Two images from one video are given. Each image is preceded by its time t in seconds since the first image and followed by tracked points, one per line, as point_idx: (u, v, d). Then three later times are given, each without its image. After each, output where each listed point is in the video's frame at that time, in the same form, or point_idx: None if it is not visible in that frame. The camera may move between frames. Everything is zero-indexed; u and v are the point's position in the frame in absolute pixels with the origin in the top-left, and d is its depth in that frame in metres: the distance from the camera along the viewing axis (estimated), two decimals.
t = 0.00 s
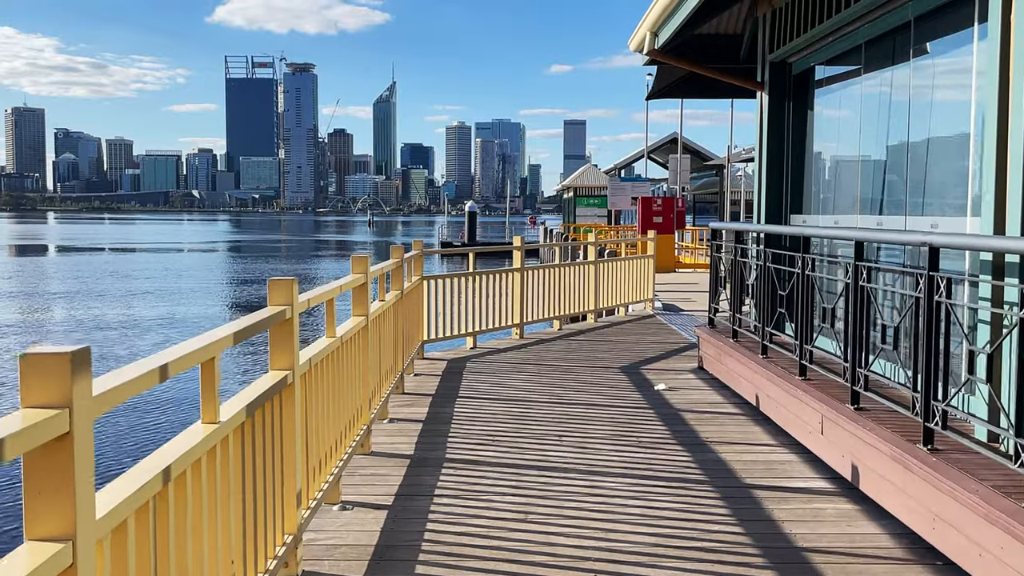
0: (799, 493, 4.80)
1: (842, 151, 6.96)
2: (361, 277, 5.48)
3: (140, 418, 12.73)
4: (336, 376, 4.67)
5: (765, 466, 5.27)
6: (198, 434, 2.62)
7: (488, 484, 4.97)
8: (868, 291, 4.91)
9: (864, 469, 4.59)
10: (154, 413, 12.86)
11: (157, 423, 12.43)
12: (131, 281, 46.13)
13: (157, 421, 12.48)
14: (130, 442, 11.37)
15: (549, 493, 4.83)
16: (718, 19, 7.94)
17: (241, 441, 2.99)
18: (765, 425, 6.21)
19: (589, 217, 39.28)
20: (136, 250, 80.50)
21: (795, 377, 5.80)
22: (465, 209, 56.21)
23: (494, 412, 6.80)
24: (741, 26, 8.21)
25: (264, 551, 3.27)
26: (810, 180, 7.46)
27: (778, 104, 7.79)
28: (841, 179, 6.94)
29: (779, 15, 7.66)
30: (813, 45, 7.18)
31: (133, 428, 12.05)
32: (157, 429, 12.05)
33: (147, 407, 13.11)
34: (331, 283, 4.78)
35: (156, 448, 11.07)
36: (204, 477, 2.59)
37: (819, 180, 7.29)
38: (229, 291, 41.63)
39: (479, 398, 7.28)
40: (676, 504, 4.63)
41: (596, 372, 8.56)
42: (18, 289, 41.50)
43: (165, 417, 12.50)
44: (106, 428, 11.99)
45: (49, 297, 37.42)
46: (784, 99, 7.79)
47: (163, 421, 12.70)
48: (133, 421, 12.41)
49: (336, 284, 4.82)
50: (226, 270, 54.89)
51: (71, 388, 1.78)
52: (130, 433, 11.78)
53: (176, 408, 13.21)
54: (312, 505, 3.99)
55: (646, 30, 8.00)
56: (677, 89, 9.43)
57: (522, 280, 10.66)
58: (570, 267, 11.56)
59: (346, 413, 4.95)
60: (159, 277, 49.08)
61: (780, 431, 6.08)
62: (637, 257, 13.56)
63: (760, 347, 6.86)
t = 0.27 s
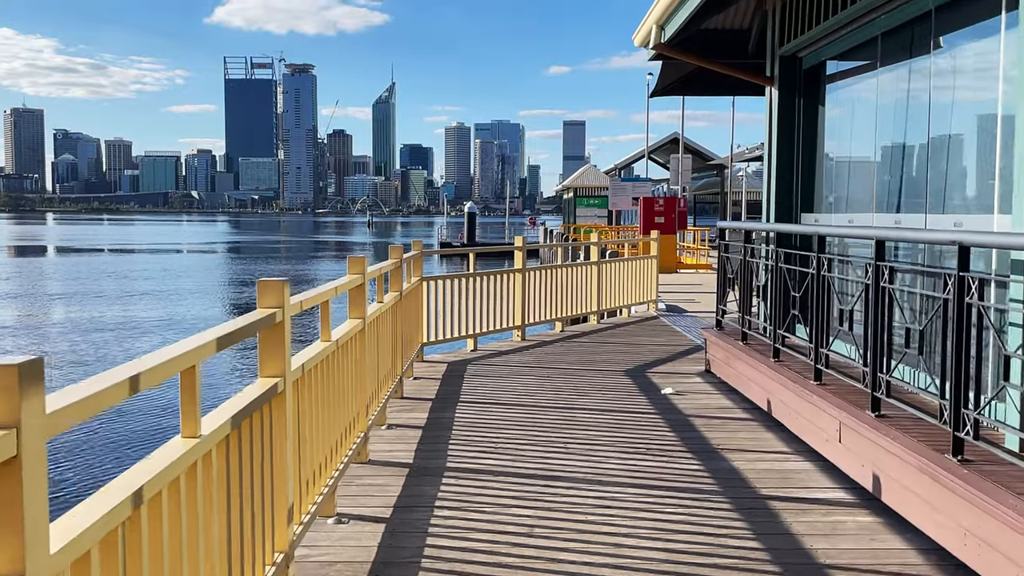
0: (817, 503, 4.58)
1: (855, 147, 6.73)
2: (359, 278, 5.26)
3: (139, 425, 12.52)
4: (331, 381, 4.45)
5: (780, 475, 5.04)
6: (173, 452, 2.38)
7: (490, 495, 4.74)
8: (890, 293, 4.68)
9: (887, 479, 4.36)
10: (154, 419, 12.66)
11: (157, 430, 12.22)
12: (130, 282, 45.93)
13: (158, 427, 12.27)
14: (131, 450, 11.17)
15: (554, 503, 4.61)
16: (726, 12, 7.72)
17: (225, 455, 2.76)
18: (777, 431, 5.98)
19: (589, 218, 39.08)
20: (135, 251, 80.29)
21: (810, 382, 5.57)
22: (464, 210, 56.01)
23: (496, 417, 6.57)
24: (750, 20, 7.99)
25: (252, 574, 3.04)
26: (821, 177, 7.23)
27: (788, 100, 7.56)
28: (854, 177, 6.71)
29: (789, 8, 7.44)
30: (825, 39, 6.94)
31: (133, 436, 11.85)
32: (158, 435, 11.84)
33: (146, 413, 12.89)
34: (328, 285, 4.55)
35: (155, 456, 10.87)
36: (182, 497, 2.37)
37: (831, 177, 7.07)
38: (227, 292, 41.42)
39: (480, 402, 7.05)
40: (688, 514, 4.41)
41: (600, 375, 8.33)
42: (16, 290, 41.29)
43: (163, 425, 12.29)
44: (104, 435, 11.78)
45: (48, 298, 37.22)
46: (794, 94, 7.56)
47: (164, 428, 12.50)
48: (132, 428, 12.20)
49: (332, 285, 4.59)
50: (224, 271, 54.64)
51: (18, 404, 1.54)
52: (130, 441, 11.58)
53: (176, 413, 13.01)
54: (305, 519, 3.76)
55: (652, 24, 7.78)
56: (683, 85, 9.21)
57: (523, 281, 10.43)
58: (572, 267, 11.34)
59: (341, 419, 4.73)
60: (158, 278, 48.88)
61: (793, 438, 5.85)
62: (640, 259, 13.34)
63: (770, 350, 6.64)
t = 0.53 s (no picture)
0: (835, 523, 4.33)
1: (868, 148, 6.48)
2: (352, 284, 5.01)
3: (135, 434, 12.27)
4: (321, 396, 4.19)
5: (795, 493, 4.78)
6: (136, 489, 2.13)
7: (490, 515, 4.49)
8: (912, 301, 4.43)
9: (910, 499, 4.12)
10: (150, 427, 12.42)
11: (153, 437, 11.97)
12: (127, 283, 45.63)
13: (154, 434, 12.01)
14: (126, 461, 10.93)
15: (558, 524, 4.36)
16: (733, 8, 7.47)
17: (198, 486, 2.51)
18: (789, 444, 5.73)
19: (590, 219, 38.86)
20: (133, 252, 80.02)
21: (825, 393, 5.32)
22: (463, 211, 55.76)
23: (496, 428, 6.33)
24: (757, 16, 7.75)
25: None
26: (832, 178, 6.99)
27: (797, 98, 7.32)
28: (867, 178, 6.47)
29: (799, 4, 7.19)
30: (836, 35, 6.69)
31: (128, 446, 11.62)
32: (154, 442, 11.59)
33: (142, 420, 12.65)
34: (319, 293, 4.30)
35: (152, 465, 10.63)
36: (145, 539, 2.12)
37: (842, 178, 6.82)
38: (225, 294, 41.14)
39: (479, 412, 6.80)
40: (700, 536, 4.16)
41: (603, 382, 8.08)
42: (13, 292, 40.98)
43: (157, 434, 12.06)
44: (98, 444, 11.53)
45: (45, 300, 36.96)
46: (803, 93, 7.31)
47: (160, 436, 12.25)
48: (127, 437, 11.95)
49: (321, 292, 4.34)
50: (222, 272, 54.37)
51: None
52: (125, 452, 11.35)
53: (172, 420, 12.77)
54: (291, 545, 3.52)
55: (657, 20, 7.53)
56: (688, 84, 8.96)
57: (524, 285, 10.19)
58: (573, 270, 11.09)
59: (332, 435, 4.48)
60: (157, 279, 48.64)
61: (806, 451, 5.60)
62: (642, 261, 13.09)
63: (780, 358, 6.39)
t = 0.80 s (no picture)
0: (858, 542, 4.10)
1: (885, 146, 6.24)
2: (348, 289, 4.77)
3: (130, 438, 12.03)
4: (313, 408, 3.96)
5: (812, 508, 4.55)
6: (94, 527, 1.87)
7: (492, 532, 4.25)
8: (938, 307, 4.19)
9: (940, 516, 3.88)
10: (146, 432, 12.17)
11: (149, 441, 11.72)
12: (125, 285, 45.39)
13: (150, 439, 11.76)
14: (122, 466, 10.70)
15: (564, 542, 4.12)
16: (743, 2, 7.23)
17: (174, 517, 2.27)
18: (804, 454, 5.49)
19: (590, 219, 38.64)
20: (131, 253, 79.76)
21: (842, 403, 5.09)
22: (463, 211, 55.53)
23: (497, 436, 6.09)
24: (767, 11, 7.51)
25: None
26: (845, 178, 6.75)
27: (808, 94, 7.08)
28: (883, 177, 6.23)
29: None
30: (850, 28, 6.46)
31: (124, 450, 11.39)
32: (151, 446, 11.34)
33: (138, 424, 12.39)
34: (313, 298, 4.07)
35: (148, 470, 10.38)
36: None
37: (855, 177, 6.59)
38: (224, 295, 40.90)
39: (481, 419, 6.57)
40: (716, 556, 3.93)
41: (607, 388, 7.85)
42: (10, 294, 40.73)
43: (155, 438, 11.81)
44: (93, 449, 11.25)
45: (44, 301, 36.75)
46: (815, 90, 7.08)
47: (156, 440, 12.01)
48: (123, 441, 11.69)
49: (315, 298, 4.10)
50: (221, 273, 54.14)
51: None
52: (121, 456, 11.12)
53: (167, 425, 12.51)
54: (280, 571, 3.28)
55: (664, 14, 7.30)
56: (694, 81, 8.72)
57: (525, 287, 9.95)
58: (576, 272, 10.86)
59: (326, 449, 4.24)
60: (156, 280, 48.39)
61: (822, 462, 5.36)
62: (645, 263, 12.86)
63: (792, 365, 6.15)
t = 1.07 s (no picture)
0: (886, 563, 3.86)
1: (904, 143, 5.98)
2: (344, 293, 4.52)
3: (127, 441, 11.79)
4: (306, 421, 3.70)
5: (836, 526, 4.30)
6: None
7: (498, 552, 3.99)
8: (972, 313, 3.93)
9: (977, 536, 3.63)
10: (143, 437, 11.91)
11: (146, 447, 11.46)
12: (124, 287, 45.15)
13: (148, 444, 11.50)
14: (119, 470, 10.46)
15: (573, 563, 3.87)
16: None
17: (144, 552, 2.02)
18: (823, 466, 5.25)
19: (591, 219, 38.39)
20: (131, 253, 79.54)
21: (864, 412, 4.84)
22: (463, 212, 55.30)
23: (501, 446, 5.85)
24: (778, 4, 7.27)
25: None
26: (860, 176, 6.51)
27: (822, 89, 6.83)
28: (902, 176, 5.99)
29: None
30: (867, 21, 6.20)
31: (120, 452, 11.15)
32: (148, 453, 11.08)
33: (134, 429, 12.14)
34: (307, 304, 3.82)
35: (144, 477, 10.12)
36: None
37: (873, 175, 6.33)
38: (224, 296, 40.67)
39: (484, 427, 6.32)
40: None
41: (613, 393, 7.60)
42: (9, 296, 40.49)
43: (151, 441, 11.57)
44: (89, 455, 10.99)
45: (41, 303, 36.48)
46: (829, 85, 6.83)
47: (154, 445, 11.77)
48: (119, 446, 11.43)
49: (308, 303, 3.85)
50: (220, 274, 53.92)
51: None
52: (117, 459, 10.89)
53: (165, 430, 12.24)
54: None
55: (672, 7, 7.05)
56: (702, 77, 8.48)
57: (528, 289, 9.71)
58: (579, 273, 10.62)
59: (320, 463, 3.99)
60: (155, 281, 48.12)
61: (843, 474, 5.11)
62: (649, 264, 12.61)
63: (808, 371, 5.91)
